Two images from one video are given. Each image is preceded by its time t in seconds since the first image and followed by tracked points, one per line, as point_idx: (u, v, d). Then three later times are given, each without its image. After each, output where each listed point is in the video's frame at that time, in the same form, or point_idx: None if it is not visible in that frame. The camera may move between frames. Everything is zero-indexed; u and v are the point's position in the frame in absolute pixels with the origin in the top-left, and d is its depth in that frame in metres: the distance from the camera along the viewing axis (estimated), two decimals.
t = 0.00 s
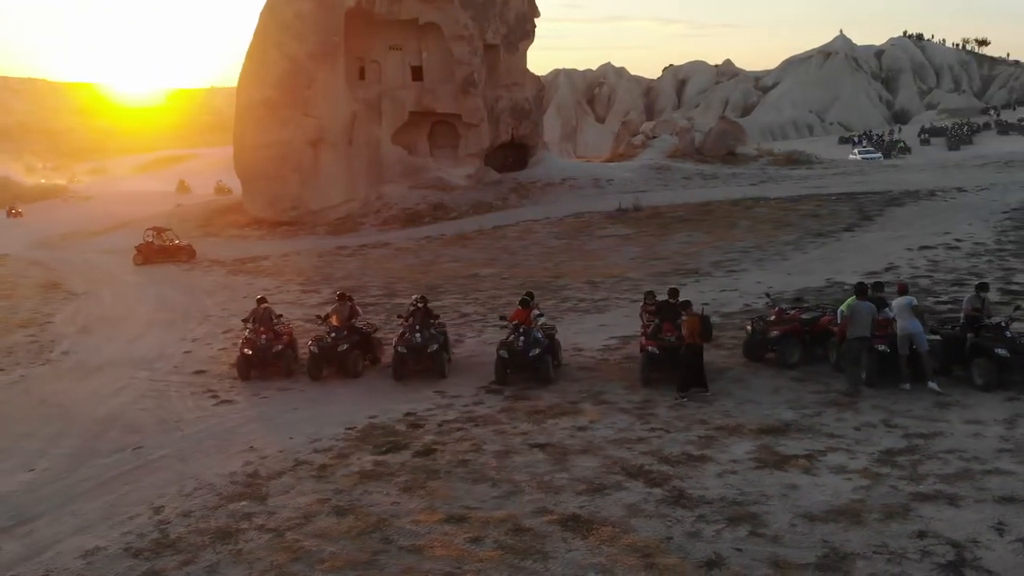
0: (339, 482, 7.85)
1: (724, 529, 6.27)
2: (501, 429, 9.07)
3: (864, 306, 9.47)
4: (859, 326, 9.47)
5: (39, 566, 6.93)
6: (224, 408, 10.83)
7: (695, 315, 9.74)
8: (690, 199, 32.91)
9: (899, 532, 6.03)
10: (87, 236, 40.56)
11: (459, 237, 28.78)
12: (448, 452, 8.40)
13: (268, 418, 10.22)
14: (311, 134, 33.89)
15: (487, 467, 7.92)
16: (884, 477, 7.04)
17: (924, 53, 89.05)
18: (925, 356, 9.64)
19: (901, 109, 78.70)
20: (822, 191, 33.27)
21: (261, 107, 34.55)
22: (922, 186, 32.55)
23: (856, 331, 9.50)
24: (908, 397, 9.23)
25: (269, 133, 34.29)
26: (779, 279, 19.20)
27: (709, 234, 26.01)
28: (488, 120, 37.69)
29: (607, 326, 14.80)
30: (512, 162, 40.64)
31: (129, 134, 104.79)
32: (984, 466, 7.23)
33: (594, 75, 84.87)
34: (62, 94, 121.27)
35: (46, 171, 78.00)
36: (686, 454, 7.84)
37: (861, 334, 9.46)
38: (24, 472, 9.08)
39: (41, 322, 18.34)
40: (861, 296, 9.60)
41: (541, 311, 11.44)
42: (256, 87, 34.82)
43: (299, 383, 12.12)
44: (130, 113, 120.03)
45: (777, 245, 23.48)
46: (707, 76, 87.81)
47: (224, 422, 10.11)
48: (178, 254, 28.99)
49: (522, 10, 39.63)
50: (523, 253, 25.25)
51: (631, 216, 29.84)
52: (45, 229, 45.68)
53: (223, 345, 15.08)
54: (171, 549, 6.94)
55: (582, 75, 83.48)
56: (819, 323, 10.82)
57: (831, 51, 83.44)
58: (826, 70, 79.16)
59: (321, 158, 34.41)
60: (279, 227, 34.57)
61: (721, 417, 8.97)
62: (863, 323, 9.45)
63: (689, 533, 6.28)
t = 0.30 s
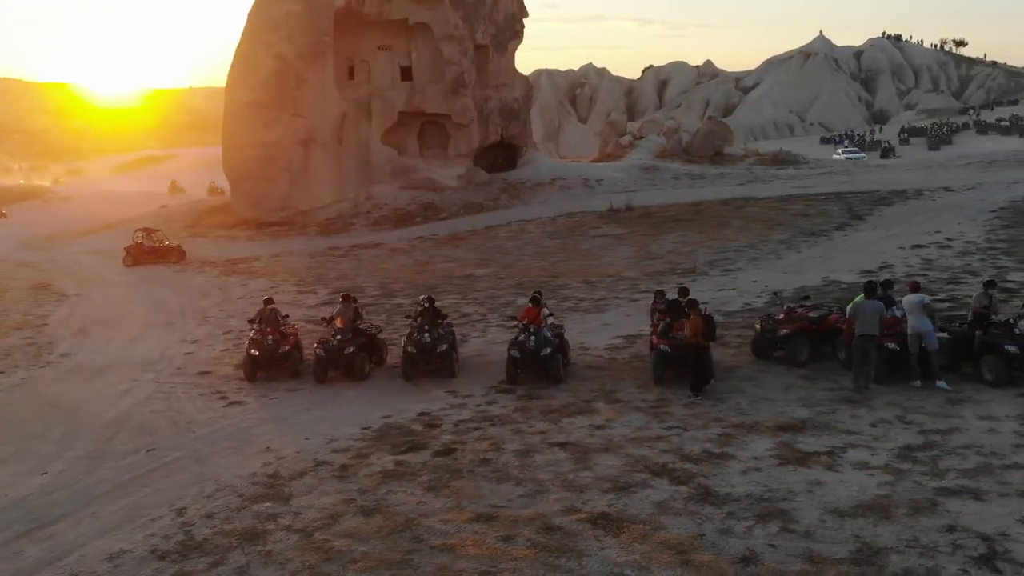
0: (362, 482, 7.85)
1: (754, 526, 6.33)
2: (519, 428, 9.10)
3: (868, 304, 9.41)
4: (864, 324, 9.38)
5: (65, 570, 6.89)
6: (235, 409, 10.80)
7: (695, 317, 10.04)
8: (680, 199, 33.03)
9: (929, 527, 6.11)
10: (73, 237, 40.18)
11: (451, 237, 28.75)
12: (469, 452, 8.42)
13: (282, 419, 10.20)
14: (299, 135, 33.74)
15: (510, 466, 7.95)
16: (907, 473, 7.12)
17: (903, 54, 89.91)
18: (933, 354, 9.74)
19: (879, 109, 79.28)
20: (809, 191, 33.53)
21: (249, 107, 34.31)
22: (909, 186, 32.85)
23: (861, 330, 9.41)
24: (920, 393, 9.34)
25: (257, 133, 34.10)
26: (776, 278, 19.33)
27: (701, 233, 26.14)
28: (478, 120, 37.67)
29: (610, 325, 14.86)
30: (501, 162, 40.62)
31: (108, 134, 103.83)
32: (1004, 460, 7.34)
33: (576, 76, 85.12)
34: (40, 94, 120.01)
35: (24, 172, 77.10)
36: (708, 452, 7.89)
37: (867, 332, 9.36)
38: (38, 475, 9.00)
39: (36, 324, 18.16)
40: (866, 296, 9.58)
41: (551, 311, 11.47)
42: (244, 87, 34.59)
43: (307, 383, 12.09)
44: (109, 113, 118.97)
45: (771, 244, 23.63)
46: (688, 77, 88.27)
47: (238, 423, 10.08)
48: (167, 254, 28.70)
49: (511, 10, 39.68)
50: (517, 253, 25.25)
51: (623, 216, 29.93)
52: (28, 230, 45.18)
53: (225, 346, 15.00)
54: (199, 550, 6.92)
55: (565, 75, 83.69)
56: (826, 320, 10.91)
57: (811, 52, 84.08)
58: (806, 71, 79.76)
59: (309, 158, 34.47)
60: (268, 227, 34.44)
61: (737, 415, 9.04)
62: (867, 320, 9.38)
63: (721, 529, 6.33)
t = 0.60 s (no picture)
0: (383, 482, 7.86)
1: (782, 521, 6.40)
2: (535, 427, 9.13)
3: (873, 302, 9.46)
4: (870, 320, 9.43)
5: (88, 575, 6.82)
6: (244, 411, 10.74)
7: (699, 314, 10.07)
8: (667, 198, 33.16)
9: (956, 520, 6.20)
10: (54, 239, 39.72)
11: (441, 238, 28.72)
12: (487, 451, 8.44)
13: (293, 420, 10.16)
14: (286, 134, 33.82)
15: (530, 465, 7.97)
16: (926, 468, 7.24)
17: (877, 54, 90.92)
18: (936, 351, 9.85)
19: (855, 109, 79.97)
20: (795, 190, 33.80)
21: (235, 107, 34.17)
22: (891, 185, 33.23)
23: (867, 326, 9.45)
24: (929, 389, 9.47)
25: (243, 133, 34.01)
26: (769, 276, 19.50)
27: (690, 233, 26.30)
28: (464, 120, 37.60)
29: (611, 324, 14.93)
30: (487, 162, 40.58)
31: (82, 134, 102.60)
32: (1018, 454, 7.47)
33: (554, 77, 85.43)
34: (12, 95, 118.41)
35: None
36: (726, 449, 7.97)
37: (873, 329, 9.41)
38: (49, 479, 8.91)
39: (27, 327, 17.95)
40: (871, 293, 9.64)
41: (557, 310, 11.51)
42: (229, 86, 34.39)
43: (314, 384, 12.04)
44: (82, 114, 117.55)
45: (760, 243, 23.82)
46: (665, 78, 88.81)
47: (249, 425, 10.07)
48: (153, 256, 28.42)
49: (496, 10, 39.73)
50: (508, 253, 25.29)
51: (611, 215, 30.03)
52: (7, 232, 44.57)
53: (224, 348, 14.91)
54: (223, 552, 6.89)
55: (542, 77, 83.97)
56: (830, 317, 11.03)
57: (786, 52, 84.83)
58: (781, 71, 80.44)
59: (295, 158, 34.44)
60: (254, 228, 34.34)
61: (750, 412, 9.13)
62: (873, 317, 9.43)
63: (750, 525, 6.40)
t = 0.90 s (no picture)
0: (403, 482, 7.87)
1: (808, 516, 6.50)
2: (549, 425, 9.19)
3: (880, 299, 9.56)
4: (878, 318, 9.53)
5: None
6: (252, 412, 10.70)
7: (700, 312, 10.31)
8: (654, 198, 33.29)
9: (978, 513, 6.33)
10: (35, 240, 39.23)
11: (431, 238, 28.70)
12: (504, 450, 8.48)
13: (303, 421, 10.14)
14: (270, 134, 33.43)
15: (550, 463, 8.02)
16: (944, 462, 7.36)
17: (851, 54, 91.88)
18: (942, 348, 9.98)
19: (830, 109, 80.67)
20: (780, 190, 34.08)
21: (219, 108, 33.81)
22: (874, 184, 33.59)
23: (874, 324, 9.56)
24: (935, 385, 9.62)
25: (227, 134, 33.62)
26: (761, 275, 19.68)
27: (679, 232, 26.46)
28: (450, 120, 37.43)
29: (611, 323, 15.01)
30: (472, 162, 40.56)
31: (56, 135, 101.40)
32: None
33: (532, 77, 85.65)
34: None
35: None
36: (743, 446, 8.06)
37: (880, 326, 9.52)
38: (62, 482, 8.84)
39: (19, 330, 17.74)
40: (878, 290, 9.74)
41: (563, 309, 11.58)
42: (213, 87, 34.05)
43: (320, 385, 12.02)
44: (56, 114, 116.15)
45: (750, 242, 24.02)
46: (642, 78, 89.29)
47: (260, 426, 10.04)
48: (139, 257, 28.17)
49: (480, 11, 39.76)
50: (499, 253, 25.32)
51: (600, 215, 30.14)
52: None
53: (223, 350, 14.84)
54: (250, 553, 6.87)
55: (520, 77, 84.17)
56: (833, 314, 11.16)
57: (763, 53, 85.53)
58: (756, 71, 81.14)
59: (280, 159, 34.00)
60: (239, 229, 33.95)
61: (762, 409, 9.23)
62: (881, 314, 9.53)
63: (777, 520, 6.48)
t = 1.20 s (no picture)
0: (422, 481, 7.89)
1: (830, 510, 6.61)
2: (560, 423, 9.25)
3: (887, 296, 9.71)
4: (885, 315, 9.69)
5: None
6: (258, 413, 10.65)
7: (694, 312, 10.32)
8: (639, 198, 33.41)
9: (995, 504, 6.47)
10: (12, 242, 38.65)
11: (418, 238, 28.66)
12: (519, 448, 8.52)
13: (311, 422, 10.12)
14: (253, 135, 33.22)
15: (567, 461, 8.08)
16: (955, 455, 7.51)
17: (823, 55, 92.89)
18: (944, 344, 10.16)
19: (802, 110, 81.60)
20: (762, 189, 34.37)
21: (201, 108, 33.57)
22: (854, 184, 33.99)
23: (881, 321, 9.72)
24: (938, 380, 9.80)
25: (209, 134, 33.44)
26: (750, 274, 19.86)
27: (666, 231, 26.62)
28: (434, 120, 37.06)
29: (607, 322, 15.08)
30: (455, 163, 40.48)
31: (26, 136, 99.90)
32: None
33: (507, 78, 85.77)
34: None
35: None
36: (757, 442, 8.17)
37: (886, 323, 9.68)
38: (73, 485, 8.75)
39: (6, 333, 17.47)
40: (883, 288, 9.90)
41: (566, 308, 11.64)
42: (195, 87, 33.82)
43: (323, 386, 11.99)
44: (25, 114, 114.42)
45: (736, 241, 24.22)
46: (617, 79, 89.67)
47: (268, 427, 10.00)
48: (122, 259, 27.88)
49: (462, 11, 39.76)
50: (487, 253, 25.34)
51: (585, 215, 30.24)
52: None
53: (219, 351, 14.73)
54: (274, 554, 6.86)
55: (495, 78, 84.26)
56: (832, 311, 11.34)
57: (737, 53, 86.22)
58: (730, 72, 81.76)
59: (263, 159, 33.83)
60: (221, 230, 33.67)
61: (770, 406, 9.35)
62: (888, 312, 9.68)
63: (799, 514, 6.58)
